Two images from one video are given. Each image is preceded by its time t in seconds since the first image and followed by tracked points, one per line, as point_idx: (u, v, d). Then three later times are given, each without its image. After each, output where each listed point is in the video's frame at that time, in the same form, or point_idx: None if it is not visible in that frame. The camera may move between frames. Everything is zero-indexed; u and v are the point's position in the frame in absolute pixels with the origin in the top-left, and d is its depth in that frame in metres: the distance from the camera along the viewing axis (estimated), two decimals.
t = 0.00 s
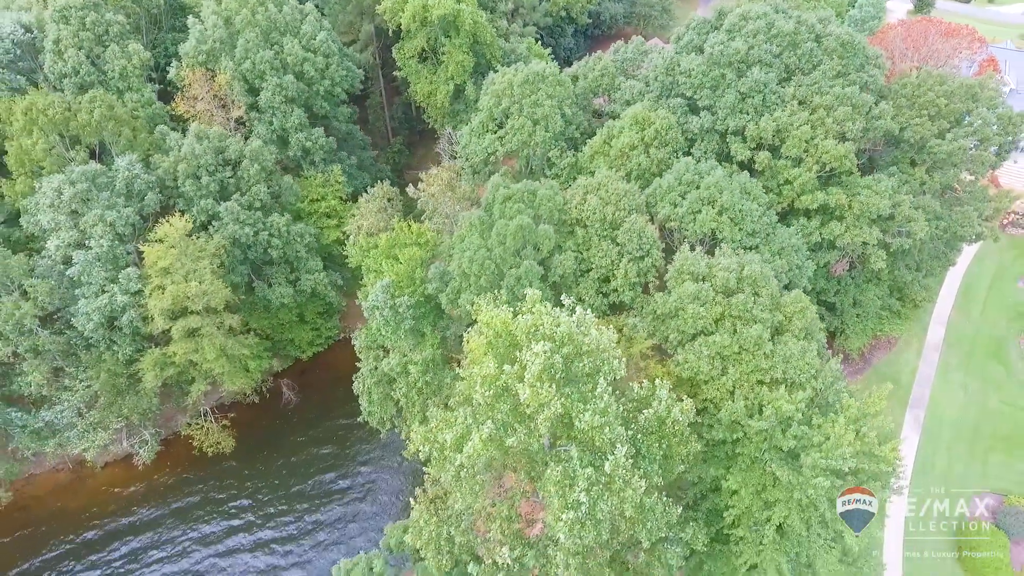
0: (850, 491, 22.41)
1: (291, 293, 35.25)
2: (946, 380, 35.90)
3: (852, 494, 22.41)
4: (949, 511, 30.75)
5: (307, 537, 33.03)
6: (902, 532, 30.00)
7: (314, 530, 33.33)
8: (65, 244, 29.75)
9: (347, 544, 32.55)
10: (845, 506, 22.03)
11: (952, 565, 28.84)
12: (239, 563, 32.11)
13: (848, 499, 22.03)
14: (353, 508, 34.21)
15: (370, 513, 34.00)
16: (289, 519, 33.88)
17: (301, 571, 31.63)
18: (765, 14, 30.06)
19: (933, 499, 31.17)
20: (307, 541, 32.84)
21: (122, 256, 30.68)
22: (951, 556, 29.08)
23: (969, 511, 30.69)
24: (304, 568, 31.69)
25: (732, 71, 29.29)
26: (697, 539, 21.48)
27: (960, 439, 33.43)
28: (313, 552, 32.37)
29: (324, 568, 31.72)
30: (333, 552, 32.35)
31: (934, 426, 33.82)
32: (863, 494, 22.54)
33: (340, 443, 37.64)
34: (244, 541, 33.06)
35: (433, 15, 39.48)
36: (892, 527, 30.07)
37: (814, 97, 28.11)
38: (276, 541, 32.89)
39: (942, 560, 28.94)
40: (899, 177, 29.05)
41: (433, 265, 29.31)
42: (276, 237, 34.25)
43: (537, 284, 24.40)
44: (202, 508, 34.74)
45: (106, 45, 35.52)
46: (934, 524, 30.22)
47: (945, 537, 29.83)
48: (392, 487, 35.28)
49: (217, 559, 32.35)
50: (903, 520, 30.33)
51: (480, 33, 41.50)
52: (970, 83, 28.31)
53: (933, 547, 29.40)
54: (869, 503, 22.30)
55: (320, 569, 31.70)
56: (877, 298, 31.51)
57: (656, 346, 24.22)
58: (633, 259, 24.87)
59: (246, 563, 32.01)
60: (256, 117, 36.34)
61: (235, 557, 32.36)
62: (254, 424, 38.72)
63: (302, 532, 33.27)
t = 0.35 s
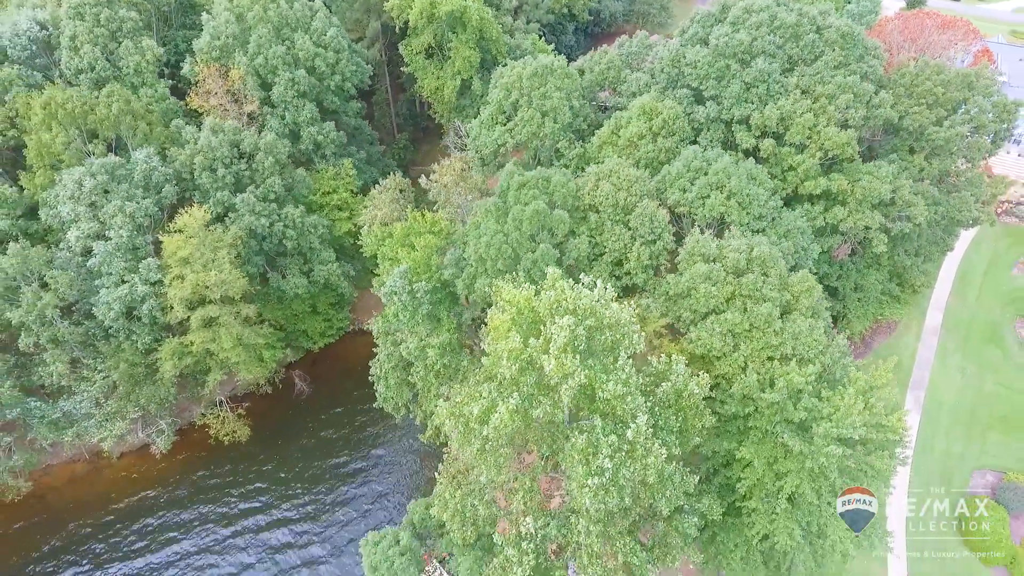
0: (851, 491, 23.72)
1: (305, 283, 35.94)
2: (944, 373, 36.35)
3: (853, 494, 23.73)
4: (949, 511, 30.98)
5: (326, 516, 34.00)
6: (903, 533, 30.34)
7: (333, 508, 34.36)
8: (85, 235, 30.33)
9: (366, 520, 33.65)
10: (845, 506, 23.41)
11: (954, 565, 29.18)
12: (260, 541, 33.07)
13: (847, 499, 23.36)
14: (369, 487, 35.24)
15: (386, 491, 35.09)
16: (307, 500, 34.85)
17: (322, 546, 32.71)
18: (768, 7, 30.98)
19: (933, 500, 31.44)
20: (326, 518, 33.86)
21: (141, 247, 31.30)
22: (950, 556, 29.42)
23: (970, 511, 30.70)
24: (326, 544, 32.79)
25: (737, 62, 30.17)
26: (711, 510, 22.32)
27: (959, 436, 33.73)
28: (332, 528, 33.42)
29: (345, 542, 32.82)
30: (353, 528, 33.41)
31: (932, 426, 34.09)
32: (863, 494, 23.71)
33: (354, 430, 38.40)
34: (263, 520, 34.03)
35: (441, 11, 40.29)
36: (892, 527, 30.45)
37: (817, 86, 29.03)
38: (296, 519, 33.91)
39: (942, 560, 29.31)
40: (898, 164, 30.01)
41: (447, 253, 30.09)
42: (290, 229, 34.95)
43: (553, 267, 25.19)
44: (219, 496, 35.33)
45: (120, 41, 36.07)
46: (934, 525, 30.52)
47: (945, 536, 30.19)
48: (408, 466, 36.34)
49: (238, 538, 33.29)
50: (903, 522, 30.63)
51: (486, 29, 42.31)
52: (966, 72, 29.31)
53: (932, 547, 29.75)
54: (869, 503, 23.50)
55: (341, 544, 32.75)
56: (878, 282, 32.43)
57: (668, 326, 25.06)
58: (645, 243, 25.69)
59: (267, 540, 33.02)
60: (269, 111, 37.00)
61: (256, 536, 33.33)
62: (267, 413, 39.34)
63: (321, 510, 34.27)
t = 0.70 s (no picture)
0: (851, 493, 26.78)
1: (318, 274, 36.65)
2: (939, 363, 37.10)
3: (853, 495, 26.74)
4: (949, 511, 31.30)
5: (343, 495, 35.12)
6: (905, 533, 30.62)
7: (349, 488, 35.52)
8: (105, 226, 30.92)
9: (383, 498, 34.87)
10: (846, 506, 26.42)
11: (954, 565, 29.53)
12: (280, 520, 34.10)
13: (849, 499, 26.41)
14: (384, 467, 36.44)
15: (401, 470, 36.31)
16: (324, 481, 35.90)
17: (340, 524, 33.83)
18: None
19: (933, 500, 31.75)
20: (344, 497, 35.02)
21: (159, 238, 31.92)
22: (952, 556, 29.78)
23: (970, 511, 31.01)
24: (344, 522, 33.92)
25: (740, 53, 31.07)
26: (725, 483, 23.15)
27: (956, 427, 34.41)
28: (350, 506, 34.58)
29: (363, 519, 34.02)
30: (370, 505, 34.61)
31: (929, 425, 34.47)
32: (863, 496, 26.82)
33: (367, 417, 39.27)
34: (282, 501, 35.09)
35: (447, 7, 41.07)
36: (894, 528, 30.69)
37: (819, 76, 29.97)
38: (314, 498, 35.04)
39: (943, 560, 29.66)
40: (897, 151, 30.98)
41: (461, 241, 30.88)
42: (304, 220, 35.65)
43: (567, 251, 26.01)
44: (235, 483, 35.98)
45: (133, 37, 36.66)
46: (934, 525, 30.85)
47: (945, 536, 30.45)
48: (422, 447, 37.60)
49: (257, 519, 34.20)
50: (904, 523, 30.87)
51: (492, 25, 43.12)
52: (962, 62, 30.31)
53: (933, 547, 30.07)
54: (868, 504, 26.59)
55: (359, 521, 33.89)
56: (879, 267, 33.38)
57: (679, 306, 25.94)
58: (656, 227, 26.55)
59: (287, 518, 34.11)
60: (280, 105, 37.68)
61: (275, 515, 34.34)
62: (280, 403, 40.04)
63: (338, 488, 35.43)
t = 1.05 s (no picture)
0: (851, 494, 31.10)
1: (329, 265, 37.34)
2: (934, 353, 38.00)
3: (856, 495, 31.00)
4: (949, 511, 31.59)
5: (358, 475, 35.91)
6: (908, 534, 30.92)
7: (362, 471, 36.05)
8: (122, 217, 31.48)
9: (397, 475, 35.74)
10: (846, 505, 30.67)
11: (958, 565, 29.74)
12: (295, 503, 34.72)
13: (850, 499, 30.74)
14: (396, 450, 37.20)
15: (412, 454, 36.96)
16: (338, 463, 36.68)
17: (356, 502, 34.52)
18: None
19: (933, 500, 32.05)
20: (359, 477, 35.78)
21: (175, 229, 32.50)
22: (956, 555, 30.03)
23: (970, 511, 31.38)
24: (360, 498, 34.66)
25: (742, 46, 32.03)
26: (735, 456, 23.88)
27: (952, 408, 35.51)
28: (365, 484, 35.37)
29: (379, 495, 34.86)
30: (385, 483, 35.43)
31: (925, 424, 34.88)
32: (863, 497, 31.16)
33: (379, 405, 40.08)
34: (296, 486, 35.66)
35: (453, 4, 41.90)
36: (896, 529, 31.05)
37: (818, 67, 30.96)
38: (330, 477, 35.81)
39: (946, 560, 29.89)
40: (894, 139, 31.99)
41: (472, 230, 31.65)
42: (316, 212, 36.35)
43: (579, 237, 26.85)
44: (250, 471, 36.54)
45: (144, 34, 37.18)
46: (934, 524, 31.14)
47: (946, 536, 30.71)
48: (435, 427, 38.58)
49: (272, 505, 34.75)
50: (905, 524, 31.19)
51: (496, 21, 44.01)
52: (954, 53, 31.42)
53: (936, 547, 30.34)
54: (867, 503, 30.90)
55: (375, 497, 34.72)
56: (877, 252, 34.36)
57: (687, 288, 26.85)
58: (664, 212, 27.43)
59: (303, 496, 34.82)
60: (291, 100, 38.35)
61: (292, 495, 35.06)
62: (291, 394, 40.70)
63: (353, 468, 36.25)
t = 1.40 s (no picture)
0: (852, 494, 32.51)
1: (340, 256, 38.07)
2: (930, 337, 39.07)
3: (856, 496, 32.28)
4: (949, 511, 31.93)
5: (373, 457, 37.00)
6: (911, 535, 31.19)
7: (377, 453, 37.20)
8: (138, 209, 32.07)
9: (412, 455, 36.92)
10: (846, 504, 32.07)
11: (959, 565, 30.10)
12: (310, 489, 35.41)
13: (850, 500, 32.05)
14: (410, 431, 38.37)
15: (425, 436, 38.14)
16: (353, 447, 37.58)
17: (370, 485, 35.43)
18: None
19: (933, 500, 32.38)
20: (374, 459, 36.85)
21: (190, 221, 33.11)
22: (957, 555, 30.39)
23: (969, 511, 31.86)
24: (377, 478, 35.85)
25: (743, 38, 33.02)
26: (744, 431, 24.70)
27: (948, 388, 36.67)
28: (380, 466, 36.43)
29: (394, 474, 36.06)
30: (400, 462, 36.64)
31: (924, 421, 35.36)
32: (863, 497, 32.44)
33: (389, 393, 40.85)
34: (311, 472, 36.36)
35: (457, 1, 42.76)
36: (899, 530, 31.37)
37: (817, 58, 32.01)
38: (345, 459, 36.81)
39: (947, 560, 30.24)
40: (890, 127, 33.06)
41: (482, 218, 32.47)
42: (327, 204, 37.09)
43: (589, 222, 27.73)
44: (264, 459, 37.13)
45: (155, 31, 37.75)
46: (935, 525, 31.46)
47: (947, 537, 31.04)
48: (446, 411, 39.74)
49: (288, 491, 35.41)
50: (907, 525, 31.51)
51: (499, 18, 44.89)
52: (947, 43, 32.56)
53: (938, 547, 30.66)
54: (867, 503, 32.14)
55: (391, 476, 35.94)
56: (875, 238, 35.40)
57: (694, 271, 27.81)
58: (671, 197, 28.37)
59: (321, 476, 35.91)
60: (300, 95, 39.03)
61: (308, 478, 35.92)
62: (302, 384, 41.37)
63: (368, 450, 37.38)
